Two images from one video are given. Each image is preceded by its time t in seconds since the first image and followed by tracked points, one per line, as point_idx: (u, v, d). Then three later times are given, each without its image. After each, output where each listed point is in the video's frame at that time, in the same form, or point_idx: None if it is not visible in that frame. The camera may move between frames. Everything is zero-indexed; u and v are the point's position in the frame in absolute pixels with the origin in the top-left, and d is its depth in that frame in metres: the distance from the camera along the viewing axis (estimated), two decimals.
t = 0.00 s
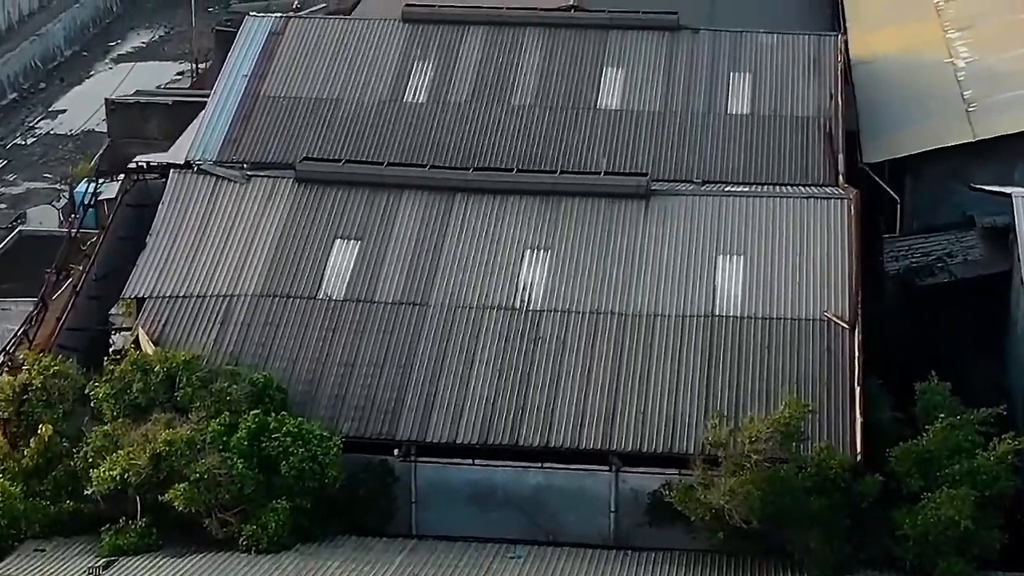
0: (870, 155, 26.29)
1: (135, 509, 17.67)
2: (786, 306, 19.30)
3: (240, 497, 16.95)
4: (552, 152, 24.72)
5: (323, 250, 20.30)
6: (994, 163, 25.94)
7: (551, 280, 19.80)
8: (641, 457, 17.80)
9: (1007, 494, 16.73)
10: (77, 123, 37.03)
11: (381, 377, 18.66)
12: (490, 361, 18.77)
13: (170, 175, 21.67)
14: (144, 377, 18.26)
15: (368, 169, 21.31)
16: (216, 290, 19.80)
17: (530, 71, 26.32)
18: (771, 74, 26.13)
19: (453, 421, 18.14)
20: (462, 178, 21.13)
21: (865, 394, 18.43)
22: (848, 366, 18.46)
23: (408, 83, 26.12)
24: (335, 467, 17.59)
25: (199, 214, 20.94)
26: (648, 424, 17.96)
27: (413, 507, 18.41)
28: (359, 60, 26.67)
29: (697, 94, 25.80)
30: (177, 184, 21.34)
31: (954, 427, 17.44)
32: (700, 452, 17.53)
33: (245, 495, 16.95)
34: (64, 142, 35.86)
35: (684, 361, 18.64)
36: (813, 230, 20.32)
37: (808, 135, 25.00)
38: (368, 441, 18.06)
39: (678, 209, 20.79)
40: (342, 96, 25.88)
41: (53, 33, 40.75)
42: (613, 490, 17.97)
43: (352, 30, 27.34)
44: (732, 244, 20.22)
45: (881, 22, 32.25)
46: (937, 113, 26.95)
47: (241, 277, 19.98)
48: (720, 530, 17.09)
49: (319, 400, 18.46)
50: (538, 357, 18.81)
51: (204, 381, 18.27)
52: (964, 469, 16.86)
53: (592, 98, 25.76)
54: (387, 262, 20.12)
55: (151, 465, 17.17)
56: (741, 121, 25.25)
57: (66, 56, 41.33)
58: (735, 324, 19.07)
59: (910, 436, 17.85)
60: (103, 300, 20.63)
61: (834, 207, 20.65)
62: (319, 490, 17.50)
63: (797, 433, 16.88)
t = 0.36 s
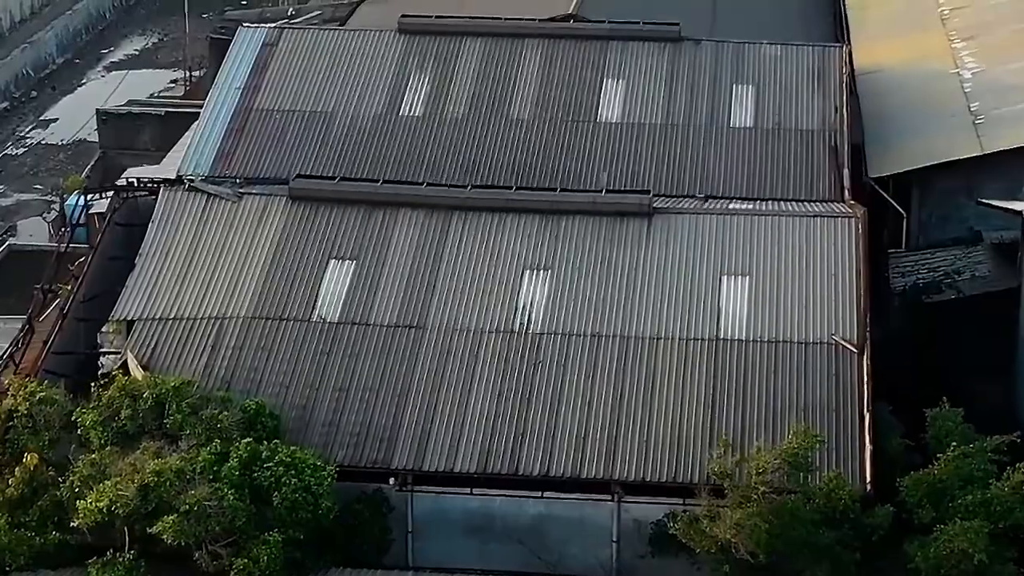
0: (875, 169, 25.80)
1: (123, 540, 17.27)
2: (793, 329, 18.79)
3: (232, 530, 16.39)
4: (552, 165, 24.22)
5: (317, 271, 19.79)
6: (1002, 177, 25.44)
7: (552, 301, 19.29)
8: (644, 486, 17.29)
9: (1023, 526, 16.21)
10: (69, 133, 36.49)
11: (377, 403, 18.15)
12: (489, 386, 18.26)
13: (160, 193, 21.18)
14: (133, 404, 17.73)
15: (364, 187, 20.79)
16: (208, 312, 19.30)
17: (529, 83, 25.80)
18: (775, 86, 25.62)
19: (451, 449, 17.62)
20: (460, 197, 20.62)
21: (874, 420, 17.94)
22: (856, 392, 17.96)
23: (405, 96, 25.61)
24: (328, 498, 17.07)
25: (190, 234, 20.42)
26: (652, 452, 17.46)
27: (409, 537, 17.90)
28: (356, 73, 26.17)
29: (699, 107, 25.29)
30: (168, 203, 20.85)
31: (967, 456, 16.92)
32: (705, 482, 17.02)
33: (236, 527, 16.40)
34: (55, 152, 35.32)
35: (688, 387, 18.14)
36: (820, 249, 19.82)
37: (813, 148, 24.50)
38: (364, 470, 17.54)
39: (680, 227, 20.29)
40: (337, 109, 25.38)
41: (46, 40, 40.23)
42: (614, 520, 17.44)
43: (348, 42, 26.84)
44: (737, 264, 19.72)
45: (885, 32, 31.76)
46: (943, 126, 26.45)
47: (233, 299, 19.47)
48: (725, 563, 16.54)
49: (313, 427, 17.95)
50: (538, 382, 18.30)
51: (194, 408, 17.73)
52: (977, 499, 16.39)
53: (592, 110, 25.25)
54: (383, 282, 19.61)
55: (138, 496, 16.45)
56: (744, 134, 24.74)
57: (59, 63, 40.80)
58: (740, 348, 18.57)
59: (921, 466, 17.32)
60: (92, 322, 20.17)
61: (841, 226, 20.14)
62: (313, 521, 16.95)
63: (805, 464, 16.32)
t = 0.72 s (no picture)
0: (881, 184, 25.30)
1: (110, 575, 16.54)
2: (799, 352, 18.28)
3: (222, 564, 15.76)
4: (550, 179, 23.70)
5: (310, 292, 19.27)
6: (1009, 190, 24.93)
7: (551, 323, 18.77)
8: (647, 516, 16.77)
9: None
10: (60, 142, 35.97)
11: (372, 430, 17.63)
12: (487, 412, 17.74)
13: (149, 209, 20.67)
14: (120, 432, 17.14)
15: (358, 205, 20.26)
16: (198, 335, 18.77)
17: (527, 94, 25.28)
18: (778, 99, 25.12)
19: (447, 477, 17.10)
20: (457, 215, 20.09)
21: (883, 448, 17.43)
22: (864, 418, 17.45)
23: (400, 109, 25.10)
24: (321, 530, 16.54)
25: (180, 255, 19.92)
26: (655, 481, 16.92)
27: (405, 566, 17.52)
28: (350, 84, 25.65)
29: (701, 119, 24.78)
30: (157, 222, 20.33)
31: (979, 486, 16.39)
32: (710, 513, 16.50)
33: (226, 561, 15.80)
34: (45, 163, 34.80)
35: (692, 413, 17.63)
36: (827, 269, 19.31)
37: (817, 162, 24.00)
38: (358, 499, 17.01)
39: (683, 246, 19.78)
40: (331, 123, 24.86)
41: (36, 47, 39.69)
42: (616, 549, 17.11)
43: (342, 53, 26.32)
44: (742, 285, 19.20)
45: (889, 41, 31.25)
46: (949, 139, 25.94)
47: (223, 321, 18.95)
48: None
49: (305, 456, 17.43)
50: (537, 407, 17.77)
51: (182, 436, 17.18)
52: (990, 531, 15.82)
53: (592, 122, 24.74)
54: (377, 304, 19.08)
55: (124, 529, 15.76)
56: (747, 148, 24.23)
57: (50, 71, 40.27)
58: (745, 372, 18.06)
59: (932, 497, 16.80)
60: (78, 345, 19.70)
61: (848, 245, 19.63)
62: (306, 553, 16.40)
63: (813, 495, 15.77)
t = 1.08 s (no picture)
0: (886, 198, 24.85)
1: None
2: (805, 374, 17.82)
3: None
4: (548, 194, 23.25)
5: (303, 312, 18.80)
6: (1016, 204, 24.48)
7: (551, 345, 18.31)
8: (650, 545, 16.31)
9: None
10: (51, 150, 35.48)
11: (367, 455, 17.15)
12: (485, 436, 17.27)
13: (139, 227, 20.22)
14: (108, 458, 16.66)
15: (352, 223, 19.80)
16: (188, 357, 18.30)
17: (525, 105, 24.82)
18: (781, 110, 24.66)
19: (444, 505, 16.64)
20: (455, 233, 19.64)
21: (891, 473, 16.99)
22: (872, 443, 17.00)
23: (396, 120, 24.65)
24: (315, 560, 16.05)
25: (169, 273, 19.45)
26: (658, 509, 16.44)
27: None
28: (345, 95, 25.20)
29: (702, 131, 24.33)
30: (146, 239, 19.87)
31: (992, 514, 15.92)
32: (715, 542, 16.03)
33: None
34: (36, 172, 34.31)
35: (696, 438, 17.16)
36: (833, 289, 18.85)
37: (821, 175, 23.54)
38: (352, 528, 16.55)
39: (685, 265, 19.32)
40: (326, 135, 24.41)
41: (28, 53, 39.20)
42: None
43: (336, 63, 25.88)
44: (746, 304, 18.74)
45: (891, 49, 30.79)
46: (955, 150, 25.49)
47: (214, 342, 18.49)
48: None
49: (298, 483, 16.96)
50: (536, 432, 17.31)
51: (172, 462, 16.68)
52: (1003, 558, 15.31)
53: (591, 134, 24.28)
54: (373, 324, 18.61)
55: (112, 561, 15.05)
56: (750, 161, 23.78)
57: (41, 77, 39.77)
58: (749, 395, 17.61)
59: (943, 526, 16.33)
60: (65, 367, 19.20)
61: (855, 264, 19.18)
62: None
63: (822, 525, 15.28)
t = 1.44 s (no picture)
0: (891, 213, 24.36)
1: None
2: (812, 401, 17.31)
3: None
4: (547, 211, 22.75)
5: (296, 336, 18.29)
6: None
7: (551, 370, 17.81)
8: None
9: None
10: (42, 160, 34.95)
11: (361, 486, 16.64)
12: (483, 466, 16.76)
13: (127, 246, 19.72)
14: (94, 488, 16.14)
15: (347, 243, 19.29)
16: (178, 382, 17.80)
17: (524, 119, 24.35)
18: (785, 124, 24.17)
19: (441, 537, 16.13)
20: (451, 253, 19.15)
21: (901, 505, 16.49)
22: (882, 472, 16.49)
23: (392, 134, 24.15)
24: None
25: (158, 295, 18.95)
26: (662, 543, 15.94)
27: None
28: (340, 108, 24.71)
29: (704, 145, 23.83)
30: (134, 262, 19.36)
31: (1005, 547, 15.41)
32: None
33: None
34: (26, 182, 33.78)
35: (700, 467, 16.66)
36: (840, 312, 18.37)
37: (826, 191, 23.04)
38: (345, 561, 16.03)
39: (688, 287, 18.81)
40: (319, 149, 23.92)
41: (19, 61, 38.68)
42: None
43: (331, 75, 25.38)
44: (751, 328, 18.24)
45: (895, 58, 30.29)
46: (961, 164, 25.00)
47: (204, 367, 17.99)
48: None
49: (290, 514, 16.45)
50: (535, 461, 16.80)
51: (160, 493, 16.14)
52: None
53: (591, 149, 23.78)
54: (367, 348, 18.11)
55: None
56: (753, 176, 23.28)
57: (33, 85, 39.24)
58: (755, 422, 17.11)
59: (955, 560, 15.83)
60: (53, 392, 18.68)
61: (862, 285, 18.69)
62: None
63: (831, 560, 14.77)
